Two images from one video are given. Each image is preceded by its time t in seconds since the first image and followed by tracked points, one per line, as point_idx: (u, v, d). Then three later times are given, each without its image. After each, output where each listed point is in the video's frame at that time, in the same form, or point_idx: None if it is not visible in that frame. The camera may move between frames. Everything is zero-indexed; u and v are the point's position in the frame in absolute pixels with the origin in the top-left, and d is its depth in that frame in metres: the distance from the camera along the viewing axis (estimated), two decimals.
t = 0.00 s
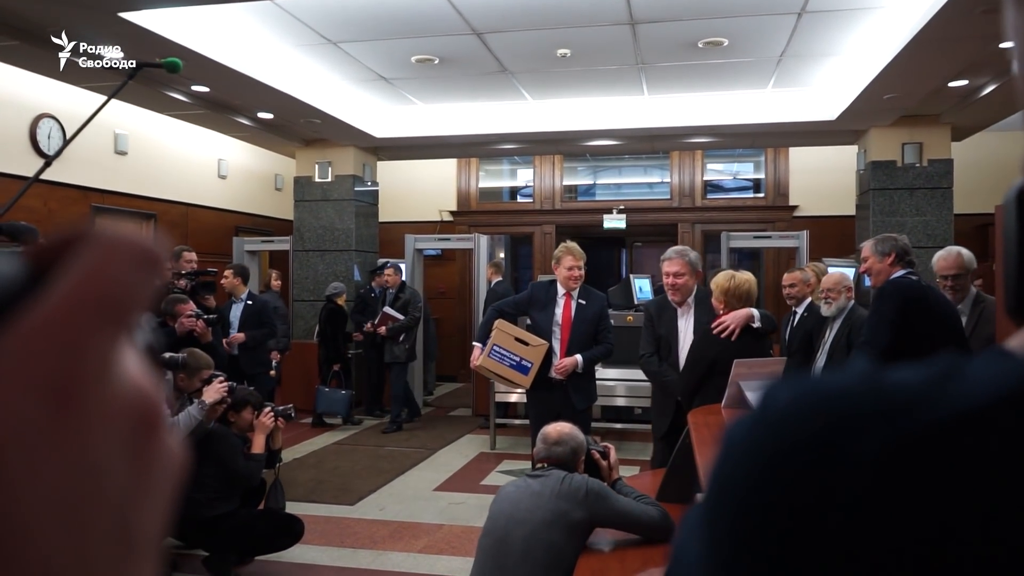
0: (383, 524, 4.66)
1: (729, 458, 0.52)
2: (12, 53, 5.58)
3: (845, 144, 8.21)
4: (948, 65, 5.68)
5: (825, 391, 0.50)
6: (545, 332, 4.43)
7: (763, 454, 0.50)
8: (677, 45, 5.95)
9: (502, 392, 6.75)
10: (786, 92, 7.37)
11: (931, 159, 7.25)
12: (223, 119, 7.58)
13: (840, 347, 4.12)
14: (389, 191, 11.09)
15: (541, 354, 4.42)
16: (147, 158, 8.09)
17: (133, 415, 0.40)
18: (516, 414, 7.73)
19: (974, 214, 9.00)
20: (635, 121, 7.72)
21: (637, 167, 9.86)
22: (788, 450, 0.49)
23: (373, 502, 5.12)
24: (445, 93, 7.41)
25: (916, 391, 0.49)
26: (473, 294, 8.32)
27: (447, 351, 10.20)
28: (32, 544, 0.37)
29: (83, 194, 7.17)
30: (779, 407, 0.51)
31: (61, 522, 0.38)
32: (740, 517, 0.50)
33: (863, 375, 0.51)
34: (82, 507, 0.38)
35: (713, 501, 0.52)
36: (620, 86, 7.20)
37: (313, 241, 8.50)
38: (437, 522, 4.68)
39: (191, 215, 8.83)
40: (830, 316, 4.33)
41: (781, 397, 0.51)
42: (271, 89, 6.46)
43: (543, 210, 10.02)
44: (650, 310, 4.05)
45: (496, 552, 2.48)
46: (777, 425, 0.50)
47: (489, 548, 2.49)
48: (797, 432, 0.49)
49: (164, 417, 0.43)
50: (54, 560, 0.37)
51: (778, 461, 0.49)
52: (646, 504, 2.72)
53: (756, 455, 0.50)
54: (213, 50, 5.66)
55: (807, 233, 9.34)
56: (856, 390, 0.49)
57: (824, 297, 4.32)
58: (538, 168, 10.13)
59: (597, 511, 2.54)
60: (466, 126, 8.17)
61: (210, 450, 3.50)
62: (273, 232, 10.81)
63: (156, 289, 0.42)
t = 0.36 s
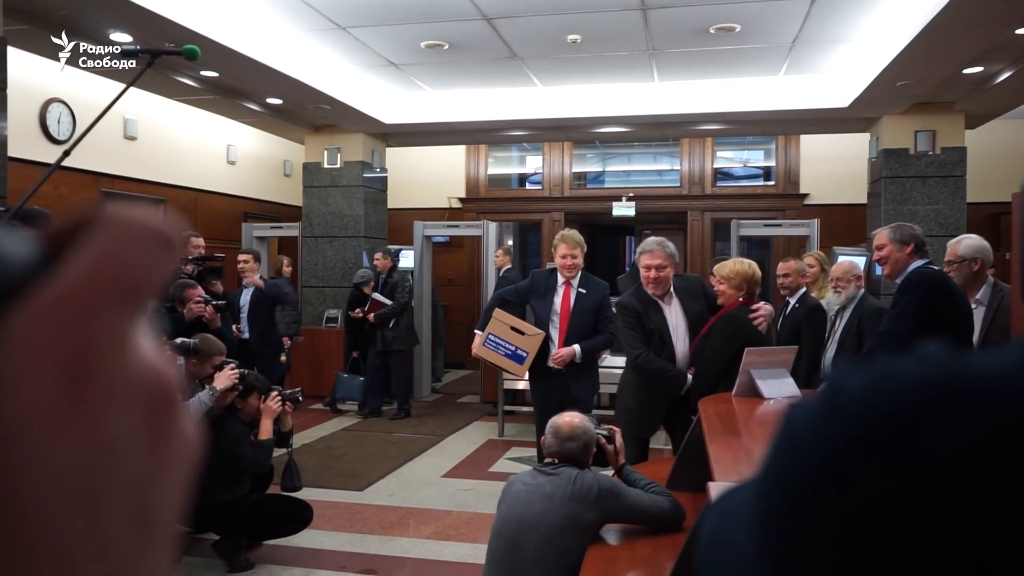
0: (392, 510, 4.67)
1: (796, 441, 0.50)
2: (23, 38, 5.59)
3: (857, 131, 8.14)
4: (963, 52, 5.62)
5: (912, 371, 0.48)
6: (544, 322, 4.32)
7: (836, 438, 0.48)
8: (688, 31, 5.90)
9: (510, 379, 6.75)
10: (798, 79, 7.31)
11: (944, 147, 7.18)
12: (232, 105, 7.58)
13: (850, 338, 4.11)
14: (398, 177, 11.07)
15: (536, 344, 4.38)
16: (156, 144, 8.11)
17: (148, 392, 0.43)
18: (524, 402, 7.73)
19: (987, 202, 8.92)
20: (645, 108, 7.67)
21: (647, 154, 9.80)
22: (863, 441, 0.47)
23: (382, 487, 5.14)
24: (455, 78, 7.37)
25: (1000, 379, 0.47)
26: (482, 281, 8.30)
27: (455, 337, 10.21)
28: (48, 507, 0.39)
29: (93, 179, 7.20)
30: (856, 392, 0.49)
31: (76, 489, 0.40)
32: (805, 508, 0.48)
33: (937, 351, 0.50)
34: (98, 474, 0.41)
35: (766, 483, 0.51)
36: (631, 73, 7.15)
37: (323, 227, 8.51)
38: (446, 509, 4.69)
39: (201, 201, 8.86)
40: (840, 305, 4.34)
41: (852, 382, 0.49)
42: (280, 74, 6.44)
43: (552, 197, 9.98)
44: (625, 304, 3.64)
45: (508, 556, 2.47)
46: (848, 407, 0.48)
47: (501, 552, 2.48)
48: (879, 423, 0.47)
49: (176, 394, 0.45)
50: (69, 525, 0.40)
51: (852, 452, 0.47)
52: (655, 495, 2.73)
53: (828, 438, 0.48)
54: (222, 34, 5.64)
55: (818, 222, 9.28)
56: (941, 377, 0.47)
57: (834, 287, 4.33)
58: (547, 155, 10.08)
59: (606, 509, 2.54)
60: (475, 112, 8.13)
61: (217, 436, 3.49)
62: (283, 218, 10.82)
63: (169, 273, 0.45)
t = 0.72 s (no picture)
0: (410, 505, 4.68)
1: (852, 448, 0.48)
2: (41, 38, 5.64)
3: (876, 121, 8.06)
4: (984, 38, 5.54)
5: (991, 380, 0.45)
6: (551, 317, 4.21)
7: (903, 454, 0.46)
8: (704, 21, 5.86)
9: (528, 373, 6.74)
10: (815, 68, 7.25)
11: (965, 135, 7.08)
12: (248, 101, 7.60)
13: (870, 332, 4.06)
14: (414, 171, 11.08)
15: (542, 339, 4.16)
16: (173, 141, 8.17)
17: (176, 428, 0.36)
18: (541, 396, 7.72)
19: (1009, 191, 8.81)
20: (661, 99, 7.64)
21: (662, 146, 9.73)
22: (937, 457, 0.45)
23: (400, 482, 5.14)
24: (470, 72, 7.36)
25: None
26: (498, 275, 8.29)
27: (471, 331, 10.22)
28: (75, 556, 0.34)
29: (111, 176, 7.27)
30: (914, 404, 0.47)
31: (104, 536, 0.34)
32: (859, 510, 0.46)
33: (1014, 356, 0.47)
34: (125, 520, 0.35)
35: (822, 496, 0.49)
36: (646, 64, 7.12)
37: (338, 222, 8.52)
38: (464, 504, 4.69)
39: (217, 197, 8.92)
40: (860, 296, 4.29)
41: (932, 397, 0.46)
42: (296, 70, 6.46)
43: (567, 190, 9.96)
44: (628, 296, 3.54)
45: (528, 557, 2.47)
46: (919, 417, 0.46)
47: (521, 553, 2.48)
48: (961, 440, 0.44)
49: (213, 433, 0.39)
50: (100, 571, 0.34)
51: (924, 467, 0.45)
52: (675, 491, 2.70)
53: (893, 455, 0.46)
54: (236, 31, 5.64)
55: (836, 212, 9.20)
56: None
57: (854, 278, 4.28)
58: (562, 148, 10.06)
59: (628, 508, 2.53)
60: (490, 106, 8.12)
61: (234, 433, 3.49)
62: (299, 214, 10.86)
63: (193, 302, 0.39)
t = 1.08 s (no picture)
0: (428, 502, 4.69)
1: (892, 441, 0.49)
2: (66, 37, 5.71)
3: (899, 118, 7.97)
4: (1010, 34, 5.46)
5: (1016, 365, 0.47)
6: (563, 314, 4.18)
7: (940, 451, 0.47)
8: (725, 18, 5.82)
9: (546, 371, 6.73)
10: (838, 65, 7.18)
11: (990, 132, 6.98)
12: (269, 100, 7.64)
13: (893, 332, 4.03)
14: (432, 169, 11.11)
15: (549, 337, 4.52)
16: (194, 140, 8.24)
17: (208, 434, 0.34)
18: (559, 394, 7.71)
19: None
20: (680, 96, 7.58)
21: (681, 144, 9.65)
22: (978, 454, 0.45)
23: (419, 480, 5.16)
24: (489, 70, 7.35)
25: None
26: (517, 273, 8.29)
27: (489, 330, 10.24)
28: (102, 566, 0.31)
29: (134, 175, 7.36)
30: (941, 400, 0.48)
31: (135, 545, 0.32)
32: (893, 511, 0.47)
33: None
34: (158, 530, 0.32)
35: (857, 492, 0.50)
36: (666, 62, 7.08)
37: (358, 220, 8.55)
38: (483, 501, 4.70)
39: (238, 195, 8.99)
40: (883, 295, 4.24)
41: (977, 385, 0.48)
42: (316, 69, 6.48)
43: (586, 188, 9.94)
44: (641, 292, 3.57)
45: (546, 556, 2.47)
46: (962, 409, 0.47)
47: (539, 552, 2.48)
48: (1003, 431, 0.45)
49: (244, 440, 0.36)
50: None
51: (963, 463, 0.46)
52: (694, 490, 2.69)
53: (931, 451, 0.47)
54: (257, 29, 5.67)
55: (858, 210, 9.12)
56: None
57: (877, 276, 4.22)
58: (581, 146, 10.06)
59: (646, 509, 2.53)
60: (509, 104, 8.11)
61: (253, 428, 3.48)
62: (318, 212, 10.92)
63: (224, 302, 0.35)
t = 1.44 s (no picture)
0: (448, 501, 4.69)
1: (910, 454, 0.47)
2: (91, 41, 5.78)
3: (923, 116, 7.89)
4: None
5: None
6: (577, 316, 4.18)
7: (957, 459, 0.45)
8: (745, 16, 5.79)
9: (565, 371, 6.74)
10: (860, 62, 7.12)
11: (1016, 129, 6.88)
12: (289, 101, 7.69)
13: (917, 333, 3.98)
14: (451, 169, 11.13)
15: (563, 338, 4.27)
16: (216, 141, 8.31)
17: (233, 447, 0.33)
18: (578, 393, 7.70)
19: None
20: (700, 95, 7.55)
21: (702, 142, 9.61)
22: (995, 466, 0.44)
23: (438, 479, 5.17)
24: (508, 70, 7.36)
25: None
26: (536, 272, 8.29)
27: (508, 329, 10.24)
28: None
29: (156, 176, 7.44)
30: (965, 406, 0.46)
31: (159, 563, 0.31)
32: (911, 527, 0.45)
33: None
34: (182, 548, 0.31)
35: (872, 503, 0.48)
36: (686, 61, 7.05)
37: (377, 220, 8.60)
38: (502, 501, 4.70)
39: (259, 195, 9.06)
40: (908, 294, 4.19)
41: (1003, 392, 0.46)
42: (335, 69, 6.51)
43: (605, 188, 9.92)
44: (631, 289, 3.51)
45: (565, 558, 2.47)
46: (987, 416, 0.45)
47: (559, 554, 2.48)
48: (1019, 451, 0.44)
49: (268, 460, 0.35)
50: None
51: (976, 474, 0.44)
52: (714, 491, 2.68)
53: (948, 459, 0.45)
54: (276, 31, 5.70)
55: (880, 209, 9.03)
56: None
57: (902, 275, 4.17)
58: (600, 146, 10.05)
59: (667, 509, 2.52)
60: (528, 103, 8.10)
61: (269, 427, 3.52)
62: (338, 212, 10.98)
63: (245, 322, 0.35)
